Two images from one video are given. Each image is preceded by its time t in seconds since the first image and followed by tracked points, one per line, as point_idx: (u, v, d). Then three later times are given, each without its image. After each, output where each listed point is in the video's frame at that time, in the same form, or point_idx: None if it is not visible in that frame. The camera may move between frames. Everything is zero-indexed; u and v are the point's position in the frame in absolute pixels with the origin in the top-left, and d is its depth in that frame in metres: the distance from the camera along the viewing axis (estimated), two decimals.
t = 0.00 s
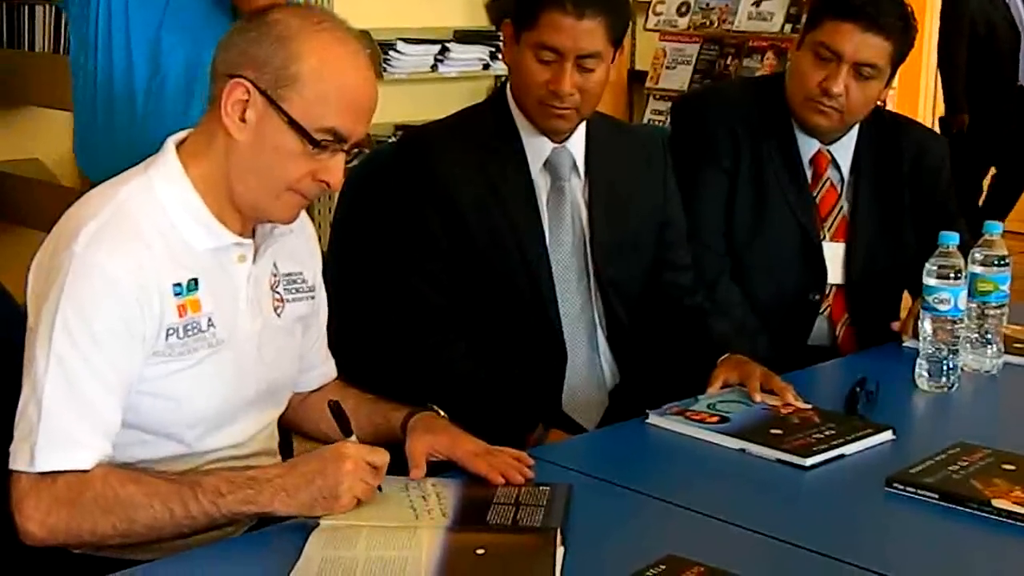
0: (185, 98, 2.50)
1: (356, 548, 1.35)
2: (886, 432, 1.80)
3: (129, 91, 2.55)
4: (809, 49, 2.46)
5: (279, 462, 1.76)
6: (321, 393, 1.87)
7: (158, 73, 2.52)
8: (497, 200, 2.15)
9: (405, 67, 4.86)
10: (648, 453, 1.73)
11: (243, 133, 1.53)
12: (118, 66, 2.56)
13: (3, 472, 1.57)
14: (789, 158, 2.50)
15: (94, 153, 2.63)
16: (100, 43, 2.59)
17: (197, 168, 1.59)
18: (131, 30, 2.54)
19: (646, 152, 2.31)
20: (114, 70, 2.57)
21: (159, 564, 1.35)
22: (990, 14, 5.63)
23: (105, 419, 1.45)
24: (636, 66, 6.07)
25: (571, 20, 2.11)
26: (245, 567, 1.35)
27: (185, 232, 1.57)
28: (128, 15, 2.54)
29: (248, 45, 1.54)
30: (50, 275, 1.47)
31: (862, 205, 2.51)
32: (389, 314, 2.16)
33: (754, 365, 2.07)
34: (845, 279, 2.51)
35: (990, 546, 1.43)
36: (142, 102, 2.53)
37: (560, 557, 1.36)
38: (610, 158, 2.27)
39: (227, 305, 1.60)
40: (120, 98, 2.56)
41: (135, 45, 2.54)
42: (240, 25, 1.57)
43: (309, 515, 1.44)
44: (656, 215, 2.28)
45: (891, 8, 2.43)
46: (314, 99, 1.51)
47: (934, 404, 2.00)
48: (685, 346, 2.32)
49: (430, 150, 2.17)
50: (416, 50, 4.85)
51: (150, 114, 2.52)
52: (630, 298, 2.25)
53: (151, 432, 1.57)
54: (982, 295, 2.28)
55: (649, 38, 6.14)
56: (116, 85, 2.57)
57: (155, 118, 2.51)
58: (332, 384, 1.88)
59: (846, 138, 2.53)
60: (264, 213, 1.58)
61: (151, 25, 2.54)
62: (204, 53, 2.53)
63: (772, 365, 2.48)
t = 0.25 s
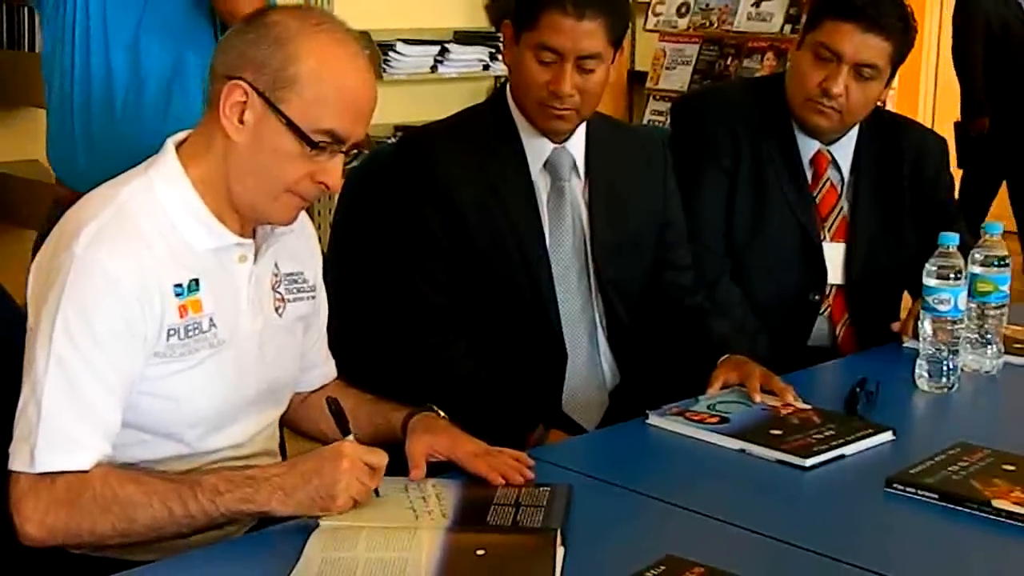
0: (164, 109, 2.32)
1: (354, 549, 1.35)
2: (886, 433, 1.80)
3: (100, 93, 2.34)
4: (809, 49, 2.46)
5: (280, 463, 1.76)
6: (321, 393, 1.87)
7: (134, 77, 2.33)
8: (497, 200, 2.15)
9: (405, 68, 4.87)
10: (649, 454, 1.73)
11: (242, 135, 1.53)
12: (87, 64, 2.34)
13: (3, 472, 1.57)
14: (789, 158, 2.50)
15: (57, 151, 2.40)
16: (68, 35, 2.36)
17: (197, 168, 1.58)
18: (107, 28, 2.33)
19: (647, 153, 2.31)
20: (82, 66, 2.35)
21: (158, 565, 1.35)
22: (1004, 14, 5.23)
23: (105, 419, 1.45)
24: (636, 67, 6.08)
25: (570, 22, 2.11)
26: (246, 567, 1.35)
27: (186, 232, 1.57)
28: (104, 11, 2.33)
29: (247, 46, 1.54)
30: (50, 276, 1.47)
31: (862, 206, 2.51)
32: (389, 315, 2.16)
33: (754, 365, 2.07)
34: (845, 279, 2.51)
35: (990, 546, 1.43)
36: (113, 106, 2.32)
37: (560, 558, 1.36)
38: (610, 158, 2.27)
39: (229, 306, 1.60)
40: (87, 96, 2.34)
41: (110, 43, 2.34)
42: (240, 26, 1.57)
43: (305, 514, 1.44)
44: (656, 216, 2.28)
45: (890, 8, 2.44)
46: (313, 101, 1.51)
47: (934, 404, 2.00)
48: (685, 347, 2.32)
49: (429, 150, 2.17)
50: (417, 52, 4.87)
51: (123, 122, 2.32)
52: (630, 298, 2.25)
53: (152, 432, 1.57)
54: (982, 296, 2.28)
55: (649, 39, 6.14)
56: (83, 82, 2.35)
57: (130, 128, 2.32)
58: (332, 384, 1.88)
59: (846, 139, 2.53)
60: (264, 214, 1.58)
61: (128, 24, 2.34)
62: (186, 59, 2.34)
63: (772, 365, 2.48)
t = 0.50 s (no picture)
0: (158, 110, 2.29)
1: (354, 549, 1.35)
2: (886, 433, 1.80)
3: (92, 95, 2.30)
4: (809, 49, 2.46)
5: (280, 463, 1.76)
6: (321, 393, 1.87)
7: (127, 77, 2.30)
8: (497, 200, 2.15)
9: (405, 69, 4.87)
10: (649, 454, 1.73)
11: (242, 135, 1.53)
12: (80, 65, 2.31)
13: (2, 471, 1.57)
14: (789, 158, 2.50)
15: (49, 155, 2.36)
16: (59, 36, 2.32)
17: (197, 169, 1.58)
18: (99, 28, 2.31)
19: (647, 153, 2.31)
20: (74, 68, 2.31)
21: (156, 566, 1.35)
22: None
23: (103, 420, 1.45)
24: (637, 67, 6.08)
25: (570, 21, 2.11)
26: (246, 567, 1.35)
27: (186, 232, 1.57)
28: (97, 12, 2.30)
29: (247, 47, 1.54)
30: (50, 275, 1.47)
31: (862, 206, 2.51)
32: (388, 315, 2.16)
33: (754, 365, 2.07)
34: (845, 279, 2.51)
35: (990, 545, 1.43)
36: (106, 108, 2.29)
37: (561, 558, 1.36)
38: (610, 158, 2.27)
39: (229, 305, 1.60)
40: (80, 98, 2.30)
41: (103, 45, 2.30)
42: (239, 26, 1.57)
43: (304, 515, 1.44)
44: (657, 215, 2.28)
45: (890, 8, 2.44)
46: (312, 101, 1.51)
47: (934, 403, 2.00)
48: (685, 347, 2.32)
49: (429, 151, 2.17)
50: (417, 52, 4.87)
51: (115, 124, 2.29)
52: (630, 298, 2.25)
53: (152, 432, 1.57)
54: (982, 295, 2.28)
55: (649, 39, 6.15)
56: (75, 83, 2.31)
57: (123, 130, 2.29)
58: (332, 384, 1.88)
59: (846, 138, 2.52)
60: (263, 215, 1.58)
61: (122, 26, 2.31)
62: (181, 60, 2.31)
63: (772, 365, 2.48)
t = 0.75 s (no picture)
0: (158, 110, 2.30)
1: (354, 550, 1.35)
2: (886, 434, 1.80)
3: (92, 95, 2.30)
4: (810, 49, 2.46)
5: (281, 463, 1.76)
6: (321, 394, 1.87)
7: (127, 76, 2.30)
8: (497, 200, 2.15)
9: (405, 69, 4.86)
10: (650, 454, 1.73)
11: (242, 136, 1.53)
12: (79, 66, 2.31)
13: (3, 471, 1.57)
14: (790, 158, 2.50)
15: (45, 154, 2.35)
16: (58, 35, 2.32)
17: (198, 169, 1.58)
18: (99, 29, 2.30)
19: (647, 153, 2.31)
20: (74, 68, 2.31)
21: (157, 566, 1.35)
22: None
23: (104, 420, 1.45)
24: (637, 67, 6.09)
25: (570, 22, 2.11)
26: (247, 567, 1.35)
27: (187, 233, 1.57)
28: (96, 12, 2.30)
29: (247, 47, 1.54)
30: (51, 275, 1.47)
31: (862, 206, 2.51)
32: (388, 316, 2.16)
33: (755, 365, 2.07)
34: (845, 280, 2.51)
35: (990, 546, 1.43)
36: (106, 108, 2.29)
37: (561, 558, 1.36)
38: (610, 159, 2.27)
39: (230, 305, 1.60)
40: (79, 98, 2.30)
41: (103, 46, 2.30)
42: (240, 27, 1.57)
43: (304, 516, 1.44)
44: (657, 216, 2.28)
45: (890, 9, 2.44)
46: (312, 102, 1.51)
47: (934, 404, 2.00)
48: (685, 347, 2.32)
49: (430, 151, 2.17)
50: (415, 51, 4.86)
51: (116, 124, 2.29)
52: (630, 299, 2.25)
53: (153, 432, 1.57)
54: (982, 296, 2.28)
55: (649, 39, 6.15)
56: (73, 82, 2.31)
57: (123, 131, 2.29)
58: (333, 384, 1.88)
59: (847, 139, 2.52)
60: (264, 216, 1.57)
61: (122, 27, 2.31)
62: (181, 61, 2.31)
63: (772, 365, 2.48)
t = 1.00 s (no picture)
0: (157, 114, 2.27)
1: (354, 550, 1.35)
2: (886, 433, 1.80)
3: (90, 96, 2.26)
4: (809, 49, 2.46)
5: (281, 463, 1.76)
6: (322, 394, 1.87)
7: (126, 79, 2.26)
8: (497, 200, 2.15)
9: (405, 69, 4.87)
10: (650, 454, 1.73)
11: (242, 136, 1.53)
12: (77, 66, 2.27)
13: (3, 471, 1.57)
14: (790, 158, 2.50)
15: (42, 157, 2.32)
16: (55, 37, 2.28)
17: (198, 169, 1.58)
18: (97, 30, 2.27)
19: (647, 153, 2.31)
20: (71, 68, 2.27)
21: (158, 566, 1.35)
22: None
23: (105, 420, 1.45)
24: (637, 66, 6.09)
25: (570, 22, 2.11)
26: (247, 567, 1.35)
27: (188, 232, 1.57)
28: (94, 13, 2.26)
29: (247, 47, 1.54)
30: (52, 275, 1.47)
31: (862, 206, 2.51)
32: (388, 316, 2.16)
33: (755, 365, 2.07)
34: (845, 280, 2.51)
35: (989, 545, 1.43)
36: (105, 111, 2.26)
37: (561, 558, 1.36)
38: (610, 158, 2.27)
39: (230, 305, 1.60)
40: (77, 98, 2.27)
41: (102, 47, 2.27)
42: (239, 27, 1.57)
43: (304, 517, 1.44)
44: (657, 215, 2.28)
45: (890, 8, 2.44)
46: (312, 102, 1.51)
47: (934, 404, 2.00)
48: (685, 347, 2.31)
49: (430, 151, 2.17)
50: (417, 51, 4.87)
51: (114, 127, 2.26)
52: (630, 299, 2.25)
53: (153, 432, 1.57)
54: (982, 295, 2.28)
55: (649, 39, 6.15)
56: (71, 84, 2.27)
57: (122, 133, 2.26)
58: (333, 384, 1.88)
59: (846, 138, 2.52)
60: (265, 216, 1.57)
61: (121, 28, 2.27)
62: (180, 64, 2.28)
63: (772, 365, 2.48)
